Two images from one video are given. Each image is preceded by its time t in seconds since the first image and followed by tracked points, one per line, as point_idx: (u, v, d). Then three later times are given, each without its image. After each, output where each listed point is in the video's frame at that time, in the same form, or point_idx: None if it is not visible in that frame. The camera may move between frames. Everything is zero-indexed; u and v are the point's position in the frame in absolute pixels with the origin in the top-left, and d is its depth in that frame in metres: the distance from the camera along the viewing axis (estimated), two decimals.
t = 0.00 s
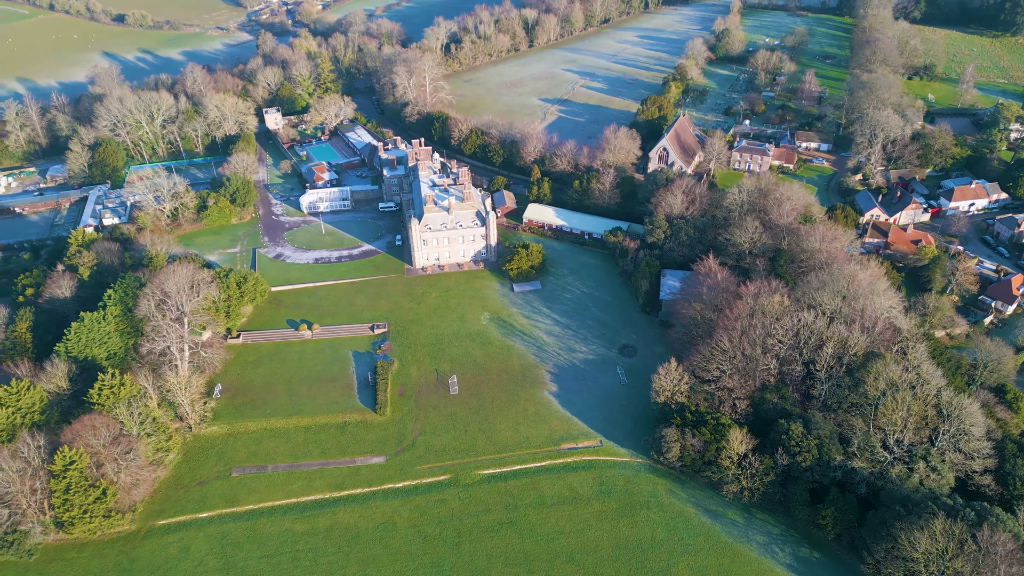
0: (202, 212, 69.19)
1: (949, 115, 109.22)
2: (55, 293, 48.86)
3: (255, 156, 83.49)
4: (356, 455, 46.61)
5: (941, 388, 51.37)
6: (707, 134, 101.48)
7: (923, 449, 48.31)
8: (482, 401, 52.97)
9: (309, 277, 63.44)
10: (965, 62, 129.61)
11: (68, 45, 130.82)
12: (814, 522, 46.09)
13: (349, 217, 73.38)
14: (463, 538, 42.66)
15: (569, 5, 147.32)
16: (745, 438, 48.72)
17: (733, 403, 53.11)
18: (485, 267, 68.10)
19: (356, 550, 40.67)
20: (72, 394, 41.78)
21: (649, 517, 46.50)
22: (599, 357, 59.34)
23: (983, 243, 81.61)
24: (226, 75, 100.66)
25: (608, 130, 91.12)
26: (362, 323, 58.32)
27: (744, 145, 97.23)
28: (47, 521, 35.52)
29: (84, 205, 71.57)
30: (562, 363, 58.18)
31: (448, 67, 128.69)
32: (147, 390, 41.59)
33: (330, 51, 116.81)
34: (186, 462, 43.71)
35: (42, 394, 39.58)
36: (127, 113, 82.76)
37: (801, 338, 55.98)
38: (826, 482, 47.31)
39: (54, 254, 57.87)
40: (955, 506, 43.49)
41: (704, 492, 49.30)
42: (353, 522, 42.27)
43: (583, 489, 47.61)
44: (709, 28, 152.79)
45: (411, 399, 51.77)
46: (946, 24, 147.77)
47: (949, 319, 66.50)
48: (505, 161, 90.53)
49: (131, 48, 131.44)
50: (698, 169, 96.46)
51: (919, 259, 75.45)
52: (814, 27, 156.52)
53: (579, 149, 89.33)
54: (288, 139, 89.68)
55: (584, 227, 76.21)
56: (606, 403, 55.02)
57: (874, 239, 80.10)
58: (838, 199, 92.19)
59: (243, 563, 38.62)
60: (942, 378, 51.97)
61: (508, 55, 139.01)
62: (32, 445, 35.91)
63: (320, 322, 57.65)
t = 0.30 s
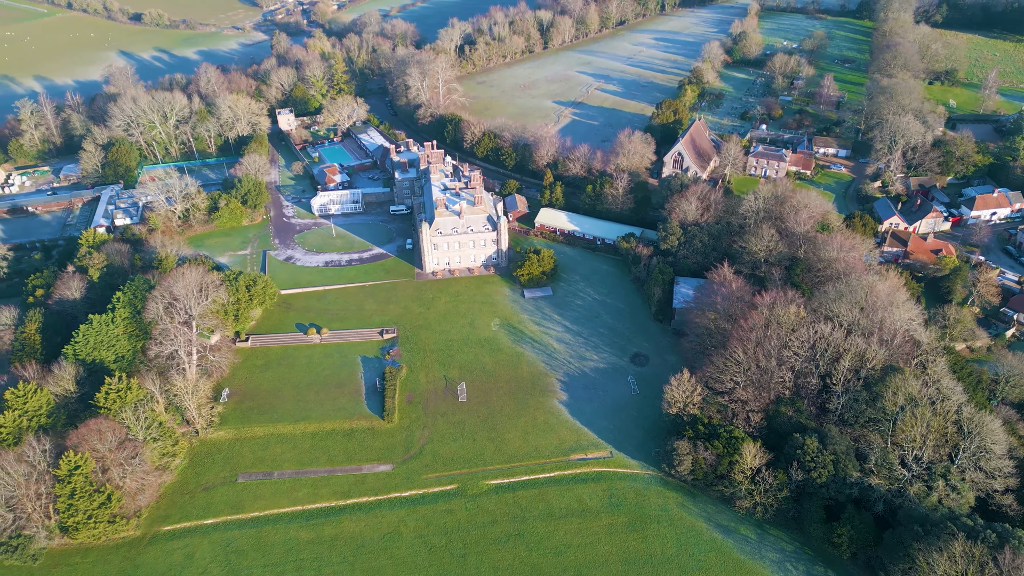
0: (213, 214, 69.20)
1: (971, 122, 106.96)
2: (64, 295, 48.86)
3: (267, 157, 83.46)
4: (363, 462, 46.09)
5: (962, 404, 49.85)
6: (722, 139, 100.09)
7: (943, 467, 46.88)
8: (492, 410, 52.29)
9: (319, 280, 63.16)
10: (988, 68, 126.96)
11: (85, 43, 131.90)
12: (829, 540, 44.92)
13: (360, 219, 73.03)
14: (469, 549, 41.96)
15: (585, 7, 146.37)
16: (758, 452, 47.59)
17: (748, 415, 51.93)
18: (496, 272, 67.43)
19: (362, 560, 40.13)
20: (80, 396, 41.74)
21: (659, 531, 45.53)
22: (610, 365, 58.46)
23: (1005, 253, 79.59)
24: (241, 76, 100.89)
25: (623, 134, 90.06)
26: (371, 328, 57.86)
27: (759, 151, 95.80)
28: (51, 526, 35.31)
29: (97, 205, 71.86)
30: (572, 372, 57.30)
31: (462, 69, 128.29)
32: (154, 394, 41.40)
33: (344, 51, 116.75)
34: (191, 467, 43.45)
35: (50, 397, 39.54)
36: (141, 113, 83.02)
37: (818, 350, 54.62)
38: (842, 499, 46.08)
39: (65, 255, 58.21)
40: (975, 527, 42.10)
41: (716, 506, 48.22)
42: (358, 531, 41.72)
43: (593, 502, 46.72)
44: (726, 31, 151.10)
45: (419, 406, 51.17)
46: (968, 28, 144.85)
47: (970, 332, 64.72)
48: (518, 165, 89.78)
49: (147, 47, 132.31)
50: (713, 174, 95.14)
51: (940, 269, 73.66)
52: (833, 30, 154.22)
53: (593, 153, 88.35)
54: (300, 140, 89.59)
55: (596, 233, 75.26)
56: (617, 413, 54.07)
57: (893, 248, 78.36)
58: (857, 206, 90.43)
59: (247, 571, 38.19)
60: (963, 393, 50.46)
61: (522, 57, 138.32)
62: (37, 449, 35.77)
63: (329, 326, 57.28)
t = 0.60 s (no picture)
0: (224, 215, 69.12)
1: (993, 128, 104.61)
2: (73, 296, 48.76)
3: (279, 158, 83.39)
4: (370, 470, 45.57)
5: (983, 420, 48.46)
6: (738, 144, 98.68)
7: (963, 485, 45.47)
8: (500, 418, 51.58)
9: (328, 283, 62.81)
10: (1010, 73, 124.33)
11: (102, 42, 132.95)
12: (844, 560, 43.71)
13: (371, 222, 72.67)
14: (475, 561, 41.26)
15: (600, 8, 145.40)
16: (772, 466, 46.48)
17: (762, 428, 50.79)
18: (506, 277, 66.76)
19: (366, 570, 39.54)
20: (87, 400, 41.57)
21: (669, 547, 44.54)
22: (621, 375, 57.53)
23: None
24: (254, 76, 101.04)
25: (636, 138, 89.03)
26: (380, 333, 57.35)
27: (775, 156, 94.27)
28: (55, 531, 34.99)
29: (108, 205, 72.06)
30: (582, 381, 56.42)
31: (475, 71, 127.79)
32: (160, 398, 41.12)
33: (357, 52, 116.68)
34: (197, 473, 43.13)
35: (56, 401, 39.41)
36: (154, 114, 83.25)
37: (835, 362, 53.24)
38: (858, 517, 44.85)
39: (76, 256, 58.72)
40: (996, 549, 40.74)
41: (727, 521, 47.12)
42: (364, 541, 41.15)
43: (602, 515, 45.84)
44: (742, 34, 149.37)
45: (426, 414, 50.56)
46: (990, 32, 142.03)
47: (991, 345, 62.93)
48: (530, 168, 89.02)
49: (163, 46, 133.13)
50: (728, 180, 93.74)
51: (960, 279, 71.82)
52: (852, 33, 151.99)
53: (606, 157, 87.38)
54: (312, 142, 89.50)
55: (609, 238, 74.27)
56: (628, 423, 53.13)
57: (912, 257, 76.60)
58: (875, 214, 88.68)
59: None
60: (983, 410, 49.06)
61: (535, 59, 137.53)
62: (43, 453, 35.58)
63: (337, 330, 56.88)
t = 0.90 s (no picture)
0: (234, 217, 68.98)
1: (1015, 134, 102.23)
2: (82, 298, 48.72)
3: (290, 160, 83.32)
4: (375, 478, 45.01)
5: (1005, 438, 46.97)
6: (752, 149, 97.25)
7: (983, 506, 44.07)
8: (508, 427, 50.83)
9: (337, 287, 62.39)
10: None
11: (117, 41, 133.88)
12: None
13: (381, 225, 72.30)
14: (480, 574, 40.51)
15: (614, 10, 144.30)
16: (786, 482, 45.34)
17: (776, 442, 49.61)
18: (516, 282, 66.08)
19: None
20: (92, 403, 41.41)
21: (679, 562, 43.54)
22: (632, 384, 56.58)
23: None
24: (266, 77, 101.13)
25: (650, 142, 87.95)
26: (388, 338, 56.89)
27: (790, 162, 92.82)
28: (58, 536, 34.78)
29: (119, 205, 72.33)
30: (592, 390, 55.55)
31: (488, 72, 127.17)
32: (166, 403, 40.85)
33: (370, 52, 116.53)
34: (202, 479, 42.82)
35: (62, 404, 39.28)
36: (166, 114, 83.43)
37: (851, 375, 51.86)
38: (873, 536, 43.63)
39: (85, 258, 59.18)
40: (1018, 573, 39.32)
41: (739, 537, 46.01)
42: (368, 551, 40.55)
43: (610, 528, 44.93)
44: (758, 36, 147.59)
45: (433, 421, 49.97)
46: (1013, 36, 139.11)
47: (1012, 358, 61.14)
48: (541, 172, 88.25)
49: (177, 45, 133.84)
50: (742, 185, 92.39)
51: (980, 290, 70.02)
52: (871, 36, 149.61)
53: (619, 161, 86.38)
54: (323, 143, 89.39)
55: (620, 244, 73.37)
56: (638, 434, 52.17)
57: (930, 267, 74.83)
58: (892, 222, 86.90)
59: None
60: (1005, 427, 47.57)
61: (548, 60, 136.69)
62: (47, 458, 35.39)
63: (345, 335, 56.46)
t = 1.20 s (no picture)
0: (243, 219, 68.91)
1: None
2: (90, 300, 48.77)
3: (300, 161, 83.19)
4: (381, 486, 44.48)
5: None
6: (767, 154, 95.81)
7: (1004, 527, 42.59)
8: (516, 436, 50.13)
9: (345, 291, 62.04)
10: None
11: (132, 40, 134.74)
12: None
13: (390, 228, 71.87)
14: None
15: (628, 12, 143.14)
16: (799, 498, 44.23)
17: (790, 456, 48.39)
18: (526, 288, 65.35)
19: None
20: (98, 407, 41.26)
21: None
22: (642, 393, 55.67)
23: None
24: (278, 77, 101.24)
25: (663, 147, 86.81)
26: (396, 343, 56.37)
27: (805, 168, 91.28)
28: (61, 542, 34.52)
29: (130, 206, 72.58)
30: (601, 399, 54.65)
31: (501, 74, 126.49)
32: (171, 408, 40.63)
33: (382, 53, 116.37)
34: (207, 485, 42.50)
35: (67, 408, 39.19)
36: (177, 114, 83.53)
37: (868, 389, 50.43)
38: (889, 555, 42.39)
39: (94, 259, 59.57)
40: None
41: (750, 554, 44.87)
42: (372, 561, 39.98)
43: (619, 542, 43.97)
44: (775, 39, 145.82)
45: (440, 429, 49.35)
46: None
47: None
48: (553, 176, 87.43)
49: (192, 45, 134.50)
50: (756, 191, 91.04)
51: (1001, 301, 68.15)
52: (890, 39, 147.27)
53: (631, 165, 85.33)
54: (334, 145, 89.18)
55: (632, 250, 72.39)
56: (647, 445, 51.21)
57: (949, 276, 72.99)
58: (910, 230, 85.01)
59: None
60: None
61: (562, 62, 135.82)
62: (50, 463, 35.22)
63: (353, 340, 56.06)
